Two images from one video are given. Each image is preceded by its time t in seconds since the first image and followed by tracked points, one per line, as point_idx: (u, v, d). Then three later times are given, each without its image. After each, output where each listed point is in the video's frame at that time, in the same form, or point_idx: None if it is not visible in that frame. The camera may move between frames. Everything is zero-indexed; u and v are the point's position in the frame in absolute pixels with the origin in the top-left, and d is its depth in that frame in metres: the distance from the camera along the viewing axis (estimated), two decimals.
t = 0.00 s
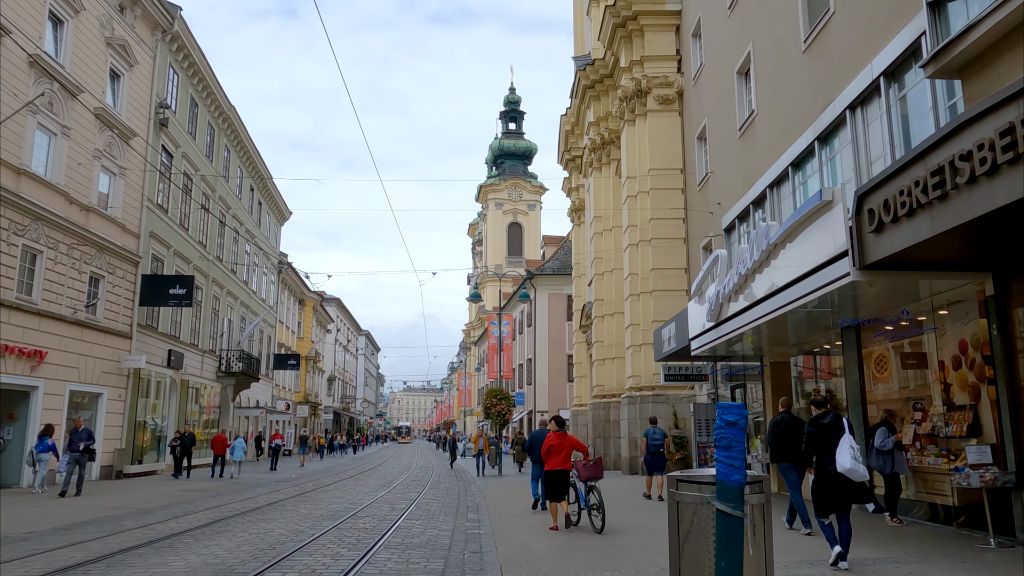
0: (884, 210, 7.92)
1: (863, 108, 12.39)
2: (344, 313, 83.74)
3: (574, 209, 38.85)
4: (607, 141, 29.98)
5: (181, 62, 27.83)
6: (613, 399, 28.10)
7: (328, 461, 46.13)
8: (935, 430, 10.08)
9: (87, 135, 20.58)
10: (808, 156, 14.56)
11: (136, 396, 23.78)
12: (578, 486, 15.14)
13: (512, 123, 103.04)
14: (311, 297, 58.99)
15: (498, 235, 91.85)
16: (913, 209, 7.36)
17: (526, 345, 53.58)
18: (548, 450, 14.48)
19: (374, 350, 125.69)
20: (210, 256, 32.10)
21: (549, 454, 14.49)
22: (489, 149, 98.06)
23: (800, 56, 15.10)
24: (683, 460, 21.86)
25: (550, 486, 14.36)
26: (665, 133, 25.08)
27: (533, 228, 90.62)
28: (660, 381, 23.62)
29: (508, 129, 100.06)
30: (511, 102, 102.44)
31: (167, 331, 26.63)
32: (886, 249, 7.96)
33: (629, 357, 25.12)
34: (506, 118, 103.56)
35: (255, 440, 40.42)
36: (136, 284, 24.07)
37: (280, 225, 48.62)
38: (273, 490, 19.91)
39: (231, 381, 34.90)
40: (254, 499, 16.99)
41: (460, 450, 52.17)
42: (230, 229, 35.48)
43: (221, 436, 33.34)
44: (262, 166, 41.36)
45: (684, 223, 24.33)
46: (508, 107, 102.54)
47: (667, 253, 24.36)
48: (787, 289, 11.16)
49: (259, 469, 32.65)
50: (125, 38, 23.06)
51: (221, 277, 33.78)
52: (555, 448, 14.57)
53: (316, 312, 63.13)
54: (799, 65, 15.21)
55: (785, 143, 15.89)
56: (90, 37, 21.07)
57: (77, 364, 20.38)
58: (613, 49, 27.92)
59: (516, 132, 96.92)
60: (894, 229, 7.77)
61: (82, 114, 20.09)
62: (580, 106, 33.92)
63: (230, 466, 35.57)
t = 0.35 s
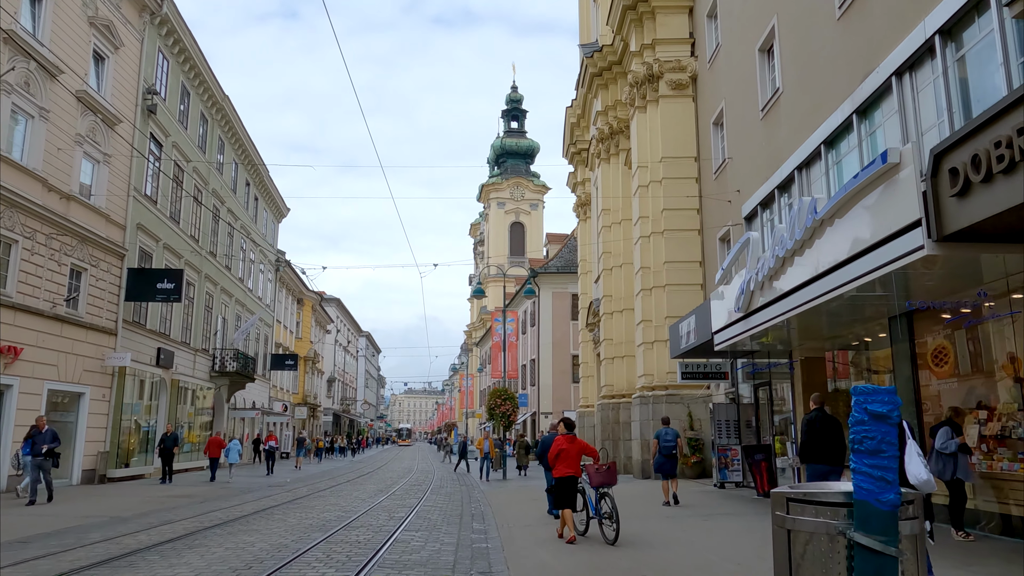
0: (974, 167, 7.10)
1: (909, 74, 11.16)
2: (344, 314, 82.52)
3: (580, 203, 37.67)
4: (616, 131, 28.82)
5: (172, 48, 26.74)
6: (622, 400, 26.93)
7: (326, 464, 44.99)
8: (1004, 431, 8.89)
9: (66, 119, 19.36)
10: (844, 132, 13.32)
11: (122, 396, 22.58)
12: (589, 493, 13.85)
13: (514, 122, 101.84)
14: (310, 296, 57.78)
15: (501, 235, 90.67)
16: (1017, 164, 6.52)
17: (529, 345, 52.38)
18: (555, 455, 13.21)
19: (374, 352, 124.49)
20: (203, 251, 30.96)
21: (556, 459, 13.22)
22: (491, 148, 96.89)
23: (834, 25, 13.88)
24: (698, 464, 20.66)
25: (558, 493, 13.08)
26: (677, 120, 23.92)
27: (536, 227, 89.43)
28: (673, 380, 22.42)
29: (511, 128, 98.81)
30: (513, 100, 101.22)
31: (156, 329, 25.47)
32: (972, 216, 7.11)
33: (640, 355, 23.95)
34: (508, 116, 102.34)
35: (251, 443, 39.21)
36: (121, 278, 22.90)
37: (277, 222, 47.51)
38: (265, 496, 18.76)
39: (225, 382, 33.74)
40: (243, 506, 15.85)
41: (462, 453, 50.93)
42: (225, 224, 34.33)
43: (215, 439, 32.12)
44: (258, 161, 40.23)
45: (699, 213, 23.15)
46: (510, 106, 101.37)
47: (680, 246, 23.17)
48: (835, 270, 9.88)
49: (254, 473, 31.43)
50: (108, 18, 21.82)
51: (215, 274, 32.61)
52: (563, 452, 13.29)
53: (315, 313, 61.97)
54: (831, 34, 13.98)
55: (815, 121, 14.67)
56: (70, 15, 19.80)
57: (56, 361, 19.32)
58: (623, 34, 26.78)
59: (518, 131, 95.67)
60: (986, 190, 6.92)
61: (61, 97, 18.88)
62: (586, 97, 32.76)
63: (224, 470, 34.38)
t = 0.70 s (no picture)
0: None
1: (974, 29, 9.91)
2: (342, 312, 81.21)
3: (585, 195, 36.43)
4: (625, 118, 27.59)
5: (159, 29, 25.61)
6: (632, 399, 25.71)
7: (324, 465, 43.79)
8: None
9: (42, 98, 18.41)
10: (889, 101, 12.07)
11: (106, 393, 21.38)
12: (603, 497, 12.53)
13: (515, 119, 100.57)
14: (308, 293, 56.57)
15: (502, 233, 89.44)
16: None
17: (532, 343, 51.17)
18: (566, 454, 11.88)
19: (373, 352, 123.20)
20: (195, 244, 29.72)
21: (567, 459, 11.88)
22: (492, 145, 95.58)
23: None
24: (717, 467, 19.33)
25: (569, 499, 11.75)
26: (690, 103, 22.67)
27: (537, 225, 88.11)
28: (688, 377, 21.18)
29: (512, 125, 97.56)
30: (514, 96, 99.90)
31: (142, 323, 24.24)
32: None
33: (652, 351, 22.73)
34: (510, 113, 101.07)
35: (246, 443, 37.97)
36: (104, 269, 21.65)
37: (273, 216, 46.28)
38: (254, 499, 17.53)
39: (218, 380, 32.54)
40: (227, 510, 14.64)
41: (463, 454, 49.71)
42: (218, 216, 33.09)
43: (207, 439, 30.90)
44: (254, 152, 39.01)
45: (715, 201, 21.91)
46: (510, 102, 100.02)
47: (695, 235, 21.93)
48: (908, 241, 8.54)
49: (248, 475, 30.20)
50: None
51: (207, 268, 31.40)
52: (576, 452, 11.94)
53: (313, 310, 60.68)
54: None
55: (852, 92, 13.43)
56: None
57: (32, 356, 18.11)
58: (633, 15, 25.56)
59: (520, 127, 94.40)
60: None
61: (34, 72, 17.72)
62: (593, 83, 31.52)
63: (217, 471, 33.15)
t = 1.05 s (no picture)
0: None
1: None
2: (347, 308, 80.12)
3: (595, 185, 35.18)
4: (639, 100, 26.28)
5: (151, 8, 24.39)
6: (647, 394, 24.47)
7: (326, 464, 42.67)
8: None
9: (18, 72, 17.13)
10: (950, 58, 10.74)
11: (92, 389, 20.22)
12: (626, 502, 11.19)
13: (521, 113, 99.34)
14: (310, 288, 55.47)
15: (508, 228, 88.21)
16: None
17: (540, 339, 50.01)
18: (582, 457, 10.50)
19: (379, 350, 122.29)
20: (190, 234, 28.58)
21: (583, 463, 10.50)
22: (498, 139, 94.22)
23: None
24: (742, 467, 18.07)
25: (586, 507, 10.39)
26: (710, 82, 21.36)
27: (544, 220, 86.72)
28: (709, 371, 19.92)
29: (518, 119, 96.30)
30: (519, 90, 98.57)
31: (132, 316, 23.10)
32: None
33: (669, 344, 21.47)
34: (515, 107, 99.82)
35: (246, 442, 36.90)
36: (91, 257, 20.46)
37: (274, 209, 45.16)
38: (246, 503, 16.36)
39: (216, 376, 31.41)
40: (214, 515, 13.47)
41: (470, 452, 48.56)
42: (216, 206, 31.92)
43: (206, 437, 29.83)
44: (253, 142, 37.87)
45: (737, 184, 20.62)
46: (516, 96, 98.59)
47: (716, 220, 20.64)
48: (996, 205, 7.10)
49: (246, 475, 29.11)
50: None
51: (203, 259, 30.22)
52: (593, 454, 10.55)
53: (316, 306, 59.55)
54: None
55: (902, 53, 12.12)
56: None
57: (10, 350, 16.95)
58: None
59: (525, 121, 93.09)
60: None
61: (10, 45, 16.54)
62: (604, 66, 30.26)
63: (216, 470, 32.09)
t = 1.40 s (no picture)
0: None
1: None
2: (343, 302, 78.89)
3: (599, 171, 33.97)
4: (647, 79, 25.04)
5: None
6: (655, 387, 23.32)
7: (320, 461, 41.48)
8: None
9: None
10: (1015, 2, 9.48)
11: (67, 382, 19.01)
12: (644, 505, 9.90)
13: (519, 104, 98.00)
14: (305, 281, 54.22)
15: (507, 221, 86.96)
16: None
17: (540, 332, 48.85)
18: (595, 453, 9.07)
19: (376, 344, 121.10)
20: (177, 221, 27.33)
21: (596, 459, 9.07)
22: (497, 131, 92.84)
23: None
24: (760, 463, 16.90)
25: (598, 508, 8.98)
26: (724, 55, 20.12)
27: (543, 213, 85.44)
28: (723, 361, 18.73)
29: (516, 111, 94.95)
30: (518, 81, 97.23)
31: (112, 305, 21.87)
32: None
33: (681, 334, 20.30)
34: (514, 99, 98.48)
35: (238, 438, 35.67)
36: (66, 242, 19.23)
37: (268, 198, 43.88)
38: (228, 503, 15.16)
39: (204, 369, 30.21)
40: (189, 519, 12.23)
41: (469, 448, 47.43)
42: (204, 193, 30.64)
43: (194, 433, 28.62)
44: (244, 128, 36.57)
45: (755, 163, 19.41)
46: (515, 88, 97.18)
47: (731, 202, 19.42)
48: None
49: (235, 472, 27.94)
50: None
51: (190, 247, 28.95)
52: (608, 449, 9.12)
53: (312, 299, 58.23)
54: None
55: (952, 4, 10.86)
56: None
57: None
58: None
59: (524, 113, 91.74)
60: None
61: None
62: (610, 46, 29.02)
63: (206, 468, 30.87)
